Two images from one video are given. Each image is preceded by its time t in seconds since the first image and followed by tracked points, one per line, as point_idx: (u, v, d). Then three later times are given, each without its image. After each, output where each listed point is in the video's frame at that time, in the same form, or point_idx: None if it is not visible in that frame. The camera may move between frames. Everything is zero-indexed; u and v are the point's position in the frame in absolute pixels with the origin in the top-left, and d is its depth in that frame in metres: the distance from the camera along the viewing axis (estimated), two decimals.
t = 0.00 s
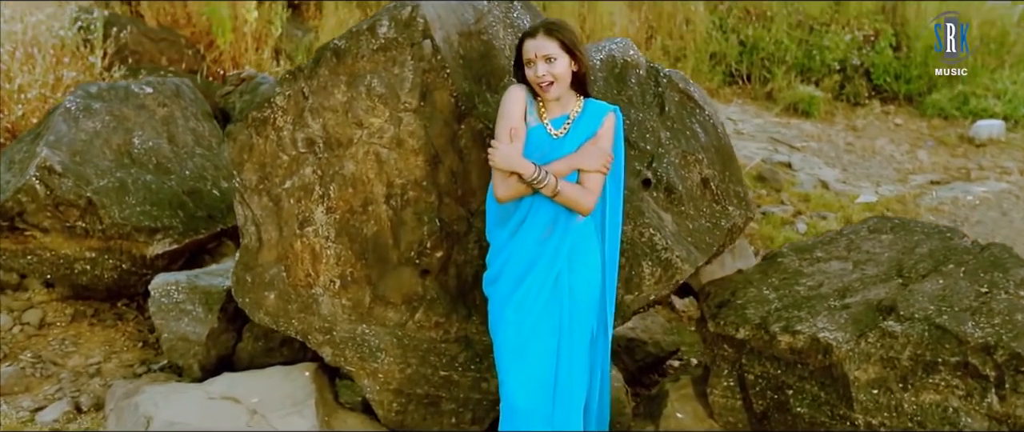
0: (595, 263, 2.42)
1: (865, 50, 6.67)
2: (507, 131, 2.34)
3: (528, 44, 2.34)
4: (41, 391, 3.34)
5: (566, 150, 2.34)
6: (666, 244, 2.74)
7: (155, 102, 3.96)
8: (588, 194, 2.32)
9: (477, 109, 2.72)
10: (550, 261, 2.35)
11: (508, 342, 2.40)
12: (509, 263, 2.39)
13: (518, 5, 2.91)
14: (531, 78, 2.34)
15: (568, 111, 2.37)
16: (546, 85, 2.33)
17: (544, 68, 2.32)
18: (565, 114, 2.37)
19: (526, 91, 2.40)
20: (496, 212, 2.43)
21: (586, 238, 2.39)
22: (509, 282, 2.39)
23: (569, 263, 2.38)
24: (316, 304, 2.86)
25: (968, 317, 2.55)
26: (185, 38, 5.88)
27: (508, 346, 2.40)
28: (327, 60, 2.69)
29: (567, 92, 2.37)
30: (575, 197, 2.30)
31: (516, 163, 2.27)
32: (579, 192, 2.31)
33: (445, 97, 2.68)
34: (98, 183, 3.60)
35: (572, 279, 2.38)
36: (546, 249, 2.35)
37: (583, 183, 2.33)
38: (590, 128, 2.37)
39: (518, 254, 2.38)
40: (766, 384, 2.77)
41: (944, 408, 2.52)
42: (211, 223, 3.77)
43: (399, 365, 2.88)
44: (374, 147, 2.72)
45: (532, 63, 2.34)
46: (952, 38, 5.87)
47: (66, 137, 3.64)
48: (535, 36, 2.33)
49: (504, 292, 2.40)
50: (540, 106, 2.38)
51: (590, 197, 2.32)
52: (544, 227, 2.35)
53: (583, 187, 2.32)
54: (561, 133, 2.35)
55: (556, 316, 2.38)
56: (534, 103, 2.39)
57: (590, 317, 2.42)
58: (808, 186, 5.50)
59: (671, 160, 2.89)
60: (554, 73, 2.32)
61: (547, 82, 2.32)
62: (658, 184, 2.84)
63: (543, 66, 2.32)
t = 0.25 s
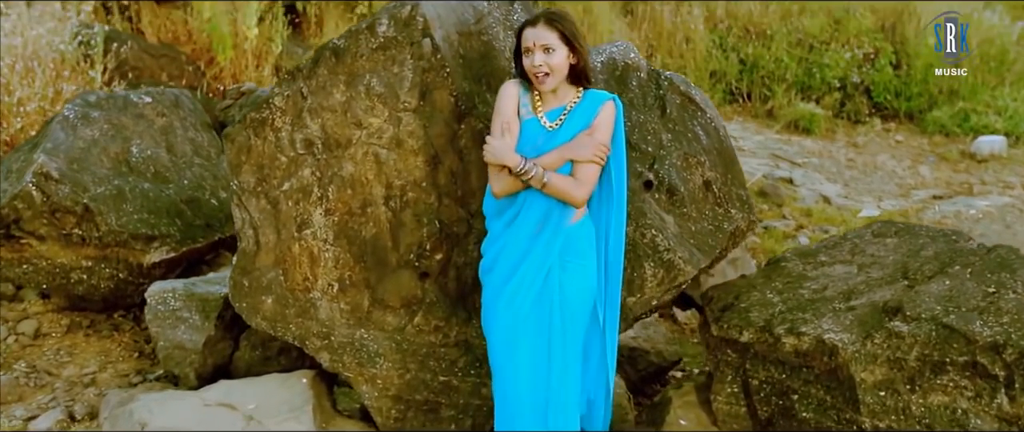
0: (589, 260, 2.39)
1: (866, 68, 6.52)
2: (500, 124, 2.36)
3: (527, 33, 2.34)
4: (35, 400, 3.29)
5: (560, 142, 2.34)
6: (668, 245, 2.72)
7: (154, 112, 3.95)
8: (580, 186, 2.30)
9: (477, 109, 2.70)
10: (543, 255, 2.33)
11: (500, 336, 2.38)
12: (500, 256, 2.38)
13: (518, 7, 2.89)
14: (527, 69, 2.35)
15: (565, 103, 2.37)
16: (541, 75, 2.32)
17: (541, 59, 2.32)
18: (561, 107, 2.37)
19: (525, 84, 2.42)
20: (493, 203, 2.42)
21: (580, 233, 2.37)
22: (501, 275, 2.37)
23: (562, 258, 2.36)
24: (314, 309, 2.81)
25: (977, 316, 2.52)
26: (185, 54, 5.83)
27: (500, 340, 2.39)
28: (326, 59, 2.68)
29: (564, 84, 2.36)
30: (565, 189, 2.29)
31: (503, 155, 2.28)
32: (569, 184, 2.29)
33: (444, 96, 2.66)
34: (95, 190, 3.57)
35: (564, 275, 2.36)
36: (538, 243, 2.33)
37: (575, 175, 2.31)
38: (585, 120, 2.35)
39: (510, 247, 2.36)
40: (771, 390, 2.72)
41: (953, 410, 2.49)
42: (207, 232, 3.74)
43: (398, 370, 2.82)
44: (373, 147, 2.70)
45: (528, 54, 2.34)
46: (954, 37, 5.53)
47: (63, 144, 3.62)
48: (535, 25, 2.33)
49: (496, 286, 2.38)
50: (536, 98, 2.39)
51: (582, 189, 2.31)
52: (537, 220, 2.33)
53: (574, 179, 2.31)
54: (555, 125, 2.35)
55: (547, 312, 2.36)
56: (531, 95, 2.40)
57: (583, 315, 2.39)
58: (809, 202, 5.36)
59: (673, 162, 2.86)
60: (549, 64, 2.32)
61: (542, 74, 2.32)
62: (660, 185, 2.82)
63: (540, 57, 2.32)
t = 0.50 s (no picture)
0: (581, 268, 2.35)
1: (868, 87, 6.28)
2: (495, 132, 2.35)
3: (526, 40, 2.31)
4: (29, 414, 3.19)
5: (554, 147, 2.32)
6: (670, 252, 2.71)
7: (153, 125, 3.95)
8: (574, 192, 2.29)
9: (477, 115, 2.69)
10: (534, 257, 2.32)
11: (492, 340, 2.37)
12: (493, 259, 2.36)
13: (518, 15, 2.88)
14: (523, 76, 2.32)
15: (559, 110, 2.37)
16: (538, 84, 2.31)
17: (538, 68, 2.30)
18: (556, 113, 2.37)
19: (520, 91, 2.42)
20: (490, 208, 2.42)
21: (573, 239, 2.34)
22: (493, 277, 2.35)
23: (551, 265, 2.32)
24: (313, 317, 2.78)
25: (983, 321, 2.52)
26: (185, 73, 5.82)
27: (491, 345, 2.36)
28: (325, 65, 2.67)
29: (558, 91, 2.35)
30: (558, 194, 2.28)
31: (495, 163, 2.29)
32: (561, 189, 2.28)
33: (443, 101, 2.66)
34: (93, 201, 3.57)
35: (553, 282, 2.32)
36: (529, 248, 2.32)
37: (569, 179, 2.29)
38: (579, 124, 2.33)
39: (502, 250, 2.35)
40: (775, 400, 2.69)
41: (960, 416, 2.49)
42: (206, 244, 3.71)
43: (396, 380, 2.78)
44: (372, 153, 2.69)
45: (524, 62, 2.32)
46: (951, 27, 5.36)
47: (62, 155, 3.63)
48: (536, 33, 2.30)
49: (488, 289, 2.37)
50: (530, 105, 2.38)
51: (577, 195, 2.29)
52: (531, 224, 2.32)
53: (569, 184, 2.29)
54: (548, 130, 2.34)
55: (533, 319, 2.32)
56: (525, 102, 2.39)
57: (573, 323, 2.35)
58: (812, 216, 5.06)
59: (674, 169, 2.84)
60: (546, 73, 2.30)
61: (538, 83, 2.30)
62: (661, 192, 2.80)
63: (536, 65, 2.30)
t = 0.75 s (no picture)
0: (576, 276, 2.34)
1: (865, 110, 5.07)
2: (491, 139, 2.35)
3: (526, 45, 2.32)
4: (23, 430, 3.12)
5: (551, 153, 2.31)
6: (671, 261, 2.72)
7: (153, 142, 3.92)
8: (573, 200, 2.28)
9: (477, 125, 2.68)
10: (531, 261, 2.30)
11: (487, 345, 2.34)
12: (490, 264, 2.35)
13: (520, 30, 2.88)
14: (521, 80, 2.33)
15: (556, 116, 2.36)
16: (535, 88, 2.31)
17: (537, 72, 2.30)
18: (552, 119, 2.36)
19: (517, 99, 2.41)
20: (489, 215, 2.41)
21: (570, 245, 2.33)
22: (489, 283, 2.33)
23: (546, 271, 2.31)
24: (312, 331, 2.75)
25: (988, 330, 2.50)
26: (186, 94, 5.64)
27: (486, 349, 2.34)
28: (325, 75, 2.67)
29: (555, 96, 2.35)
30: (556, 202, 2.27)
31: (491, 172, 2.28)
32: (558, 196, 2.27)
33: (443, 110, 2.65)
34: (92, 216, 3.57)
35: (547, 287, 2.30)
36: (526, 252, 2.30)
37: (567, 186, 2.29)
38: (575, 129, 2.32)
39: (500, 254, 2.33)
40: (779, 413, 2.67)
41: (967, 427, 2.46)
42: (205, 259, 3.74)
43: (395, 393, 2.75)
44: (372, 164, 2.68)
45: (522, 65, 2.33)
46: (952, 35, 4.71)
47: (61, 170, 3.63)
48: (536, 37, 2.31)
49: (484, 293, 2.35)
50: (526, 112, 2.38)
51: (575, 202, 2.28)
52: (528, 229, 2.31)
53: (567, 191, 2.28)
54: (545, 137, 2.33)
55: (529, 322, 2.29)
56: (521, 109, 2.38)
57: (570, 328, 2.32)
58: (812, 238, 4.56)
59: (675, 180, 2.83)
60: (545, 76, 2.30)
61: (536, 87, 2.30)
62: (662, 203, 2.80)
63: (534, 69, 2.31)
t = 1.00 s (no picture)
0: (577, 285, 2.32)
1: (866, 133, 4.85)
2: (489, 151, 2.33)
3: (525, 42, 2.32)
4: None
5: (548, 163, 2.30)
6: (673, 275, 2.72)
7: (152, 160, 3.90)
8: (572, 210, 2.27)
9: (478, 138, 2.68)
10: (532, 271, 2.27)
11: (488, 354, 2.32)
12: (491, 273, 2.33)
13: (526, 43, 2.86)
14: (517, 77, 2.32)
15: (552, 123, 2.35)
16: (531, 82, 2.29)
17: (534, 67, 2.29)
18: (548, 126, 2.34)
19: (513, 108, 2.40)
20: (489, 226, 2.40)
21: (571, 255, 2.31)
22: (490, 292, 2.31)
23: (547, 278, 2.29)
24: (310, 346, 2.73)
25: (992, 342, 2.50)
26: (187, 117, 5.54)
27: (486, 359, 2.32)
28: (325, 88, 2.68)
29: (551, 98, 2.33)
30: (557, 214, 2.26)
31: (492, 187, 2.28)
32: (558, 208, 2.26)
33: (442, 123, 2.65)
34: (91, 234, 3.57)
35: (548, 294, 2.28)
36: (527, 261, 2.28)
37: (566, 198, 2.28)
38: (573, 138, 2.31)
39: (500, 264, 2.31)
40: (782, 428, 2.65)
41: None
42: (204, 278, 3.71)
43: (395, 410, 2.71)
44: (372, 177, 2.67)
45: (519, 62, 2.32)
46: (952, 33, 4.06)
47: (60, 188, 3.63)
48: (534, 34, 2.32)
49: (486, 302, 2.32)
50: (521, 120, 2.36)
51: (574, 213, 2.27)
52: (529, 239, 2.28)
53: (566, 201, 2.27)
54: (543, 146, 2.31)
55: (531, 331, 2.27)
56: (516, 117, 2.36)
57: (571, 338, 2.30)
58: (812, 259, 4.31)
59: (676, 194, 2.82)
60: (542, 73, 2.29)
61: (532, 83, 2.29)
62: (663, 216, 2.79)
63: (532, 65, 2.30)
